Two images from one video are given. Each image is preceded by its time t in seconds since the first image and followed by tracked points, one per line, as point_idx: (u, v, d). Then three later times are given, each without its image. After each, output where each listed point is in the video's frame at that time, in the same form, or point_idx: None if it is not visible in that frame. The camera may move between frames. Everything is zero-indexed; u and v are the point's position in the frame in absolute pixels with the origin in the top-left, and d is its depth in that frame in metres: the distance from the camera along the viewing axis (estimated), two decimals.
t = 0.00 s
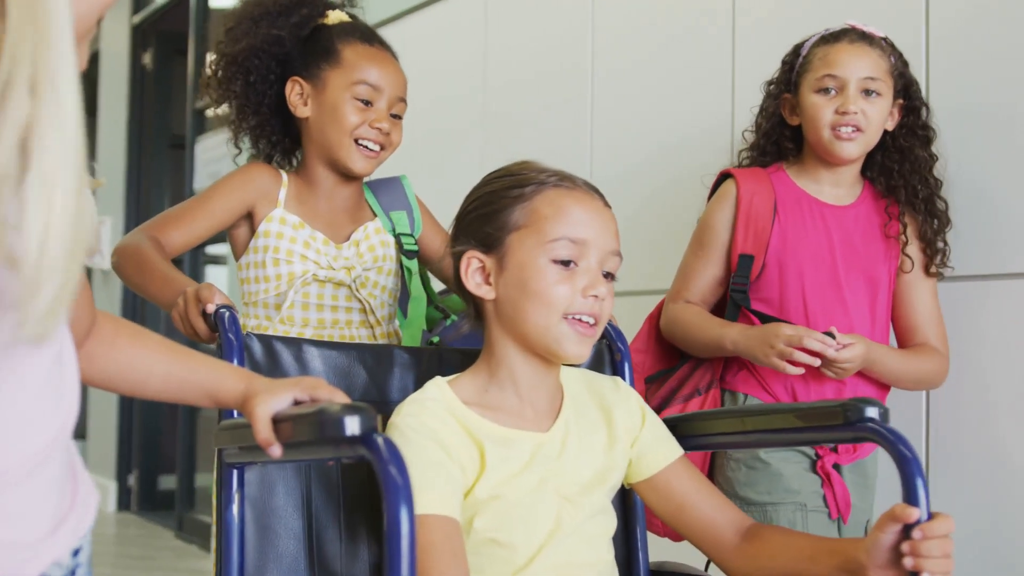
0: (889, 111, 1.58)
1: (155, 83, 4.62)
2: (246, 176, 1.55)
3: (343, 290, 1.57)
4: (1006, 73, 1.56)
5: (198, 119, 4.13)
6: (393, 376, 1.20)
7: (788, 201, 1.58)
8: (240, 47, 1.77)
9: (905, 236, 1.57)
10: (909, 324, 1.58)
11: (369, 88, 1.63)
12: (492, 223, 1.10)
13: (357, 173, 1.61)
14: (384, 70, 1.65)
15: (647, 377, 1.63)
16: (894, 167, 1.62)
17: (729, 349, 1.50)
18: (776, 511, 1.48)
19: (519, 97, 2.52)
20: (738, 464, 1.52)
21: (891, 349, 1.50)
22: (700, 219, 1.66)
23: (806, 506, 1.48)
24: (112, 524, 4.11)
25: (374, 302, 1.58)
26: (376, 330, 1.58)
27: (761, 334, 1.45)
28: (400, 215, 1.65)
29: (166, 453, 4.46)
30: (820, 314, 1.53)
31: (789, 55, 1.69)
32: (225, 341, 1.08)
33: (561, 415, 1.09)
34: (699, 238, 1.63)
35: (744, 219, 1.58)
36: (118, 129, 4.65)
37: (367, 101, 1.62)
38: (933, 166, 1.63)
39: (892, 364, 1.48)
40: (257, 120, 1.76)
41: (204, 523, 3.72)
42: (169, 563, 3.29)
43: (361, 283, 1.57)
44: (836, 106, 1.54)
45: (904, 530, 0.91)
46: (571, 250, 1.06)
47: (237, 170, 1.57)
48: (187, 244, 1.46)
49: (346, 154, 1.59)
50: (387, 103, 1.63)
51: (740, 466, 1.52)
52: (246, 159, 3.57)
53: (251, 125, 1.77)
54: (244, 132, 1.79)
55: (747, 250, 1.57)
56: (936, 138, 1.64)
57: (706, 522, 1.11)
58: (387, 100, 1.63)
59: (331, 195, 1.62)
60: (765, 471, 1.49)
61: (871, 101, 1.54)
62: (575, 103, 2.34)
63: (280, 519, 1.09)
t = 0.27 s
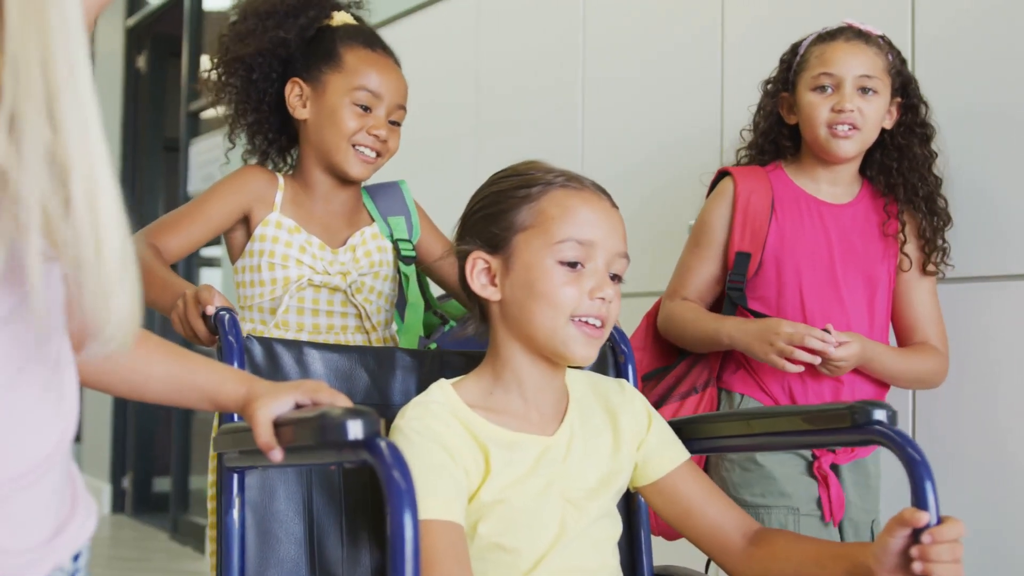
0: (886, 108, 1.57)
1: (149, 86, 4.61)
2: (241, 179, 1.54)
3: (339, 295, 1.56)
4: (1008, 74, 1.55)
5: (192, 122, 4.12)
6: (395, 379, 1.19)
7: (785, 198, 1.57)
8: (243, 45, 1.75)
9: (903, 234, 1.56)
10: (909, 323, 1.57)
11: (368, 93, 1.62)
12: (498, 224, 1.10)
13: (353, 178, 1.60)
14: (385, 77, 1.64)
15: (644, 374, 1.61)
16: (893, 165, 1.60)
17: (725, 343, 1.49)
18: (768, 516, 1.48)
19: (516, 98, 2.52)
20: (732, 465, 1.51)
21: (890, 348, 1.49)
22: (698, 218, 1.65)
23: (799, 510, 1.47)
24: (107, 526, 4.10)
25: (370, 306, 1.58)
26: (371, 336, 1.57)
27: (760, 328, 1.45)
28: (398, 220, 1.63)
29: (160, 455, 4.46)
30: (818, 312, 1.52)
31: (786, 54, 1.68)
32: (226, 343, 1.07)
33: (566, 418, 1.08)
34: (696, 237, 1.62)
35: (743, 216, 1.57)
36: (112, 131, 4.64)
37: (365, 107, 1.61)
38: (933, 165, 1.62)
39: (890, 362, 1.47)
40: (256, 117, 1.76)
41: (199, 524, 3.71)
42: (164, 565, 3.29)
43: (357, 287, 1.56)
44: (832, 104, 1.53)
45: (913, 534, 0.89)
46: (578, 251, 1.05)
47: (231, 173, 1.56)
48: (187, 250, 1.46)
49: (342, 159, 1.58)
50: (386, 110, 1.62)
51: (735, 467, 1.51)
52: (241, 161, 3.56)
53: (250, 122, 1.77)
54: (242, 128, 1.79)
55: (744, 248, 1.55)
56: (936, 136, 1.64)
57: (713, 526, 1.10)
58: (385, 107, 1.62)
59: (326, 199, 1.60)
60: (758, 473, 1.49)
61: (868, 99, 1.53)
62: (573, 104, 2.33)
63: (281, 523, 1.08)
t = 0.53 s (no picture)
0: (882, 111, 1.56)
1: (140, 88, 4.60)
2: (236, 183, 1.53)
3: (334, 298, 1.55)
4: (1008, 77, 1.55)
5: (184, 124, 4.12)
6: (396, 383, 1.18)
7: (781, 200, 1.56)
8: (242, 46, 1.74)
9: (898, 238, 1.55)
10: (903, 327, 1.55)
11: (363, 96, 1.60)
12: (503, 226, 1.09)
13: (348, 180, 1.58)
14: (381, 79, 1.63)
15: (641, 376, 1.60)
16: (888, 168, 1.60)
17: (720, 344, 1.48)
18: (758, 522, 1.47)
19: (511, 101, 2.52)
20: (723, 468, 1.51)
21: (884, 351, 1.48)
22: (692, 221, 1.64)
23: (786, 518, 1.47)
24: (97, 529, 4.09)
25: (365, 309, 1.57)
26: (366, 340, 1.56)
27: (755, 328, 1.44)
28: (395, 224, 1.62)
29: (150, 457, 4.45)
30: (812, 315, 1.51)
31: (783, 57, 1.67)
32: (225, 346, 1.06)
33: (570, 422, 1.07)
34: (691, 239, 1.61)
35: (738, 219, 1.56)
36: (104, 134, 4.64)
37: (360, 109, 1.60)
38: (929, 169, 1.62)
39: (884, 364, 1.46)
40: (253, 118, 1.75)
41: (190, 526, 3.70)
42: (154, 567, 3.27)
43: (353, 290, 1.55)
44: (827, 106, 1.53)
45: (921, 540, 0.88)
46: (584, 256, 1.04)
47: (226, 176, 1.54)
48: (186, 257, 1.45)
49: (337, 160, 1.57)
50: (382, 112, 1.61)
51: (725, 471, 1.51)
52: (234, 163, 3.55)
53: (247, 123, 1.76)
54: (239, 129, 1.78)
55: (739, 250, 1.55)
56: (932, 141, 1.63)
57: (718, 531, 1.09)
58: (381, 108, 1.61)
59: (322, 202, 1.60)
60: (749, 477, 1.48)
61: (863, 101, 1.53)
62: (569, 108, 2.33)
63: (280, 529, 1.06)
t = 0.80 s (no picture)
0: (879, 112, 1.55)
1: (133, 89, 4.60)
2: (231, 182, 1.52)
3: (331, 296, 1.54)
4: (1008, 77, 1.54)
5: (176, 125, 4.11)
6: (396, 383, 1.17)
7: (777, 202, 1.55)
8: (236, 44, 1.74)
9: (892, 240, 1.55)
10: (896, 328, 1.55)
11: (357, 95, 1.59)
12: (507, 226, 1.08)
13: (342, 180, 1.58)
14: (376, 77, 1.61)
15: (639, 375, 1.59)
16: (883, 169, 1.60)
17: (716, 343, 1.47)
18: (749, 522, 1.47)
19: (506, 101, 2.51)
20: (718, 469, 1.51)
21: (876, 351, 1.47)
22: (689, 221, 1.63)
23: (779, 519, 1.46)
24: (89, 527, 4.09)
25: (362, 307, 1.56)
26: (363, 339, 1.56)
27: (752, 328, 1.43)
28: (391, 224, 1.61)
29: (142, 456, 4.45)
30: (807, 315, 1.50)
31: (781, 57, 1.66)
32: (224, 346, 1.06)
33: (572, 423, 1.06)
34: (687, 239, 1.60)
35: (733, 221, 1.56)
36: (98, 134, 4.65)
37: (354, 108, 1.59)
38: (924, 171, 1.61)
39: (877, 364, 1.46)
40: (248, 117, 1.74)
41: (181, 526, 3.70)
42: (144, 566, 3.27)
43: (350, 289, 1.54)
44: (823, 107, 1.52)
45: (926, 543, 0.88)
46: (589, 257, 1.03)
47: (221, 176, 1.53)
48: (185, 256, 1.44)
49: (331, 160, 1.57)
50: (376, 111, 1.60)
51: (719, 471, 1.51)
52: (227, 163, 3.54)
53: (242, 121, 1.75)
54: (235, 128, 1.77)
55: (735, 251, 1.54)
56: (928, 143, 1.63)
57: (721, 532, 1.08)
58: (376, 107, 1.60)
59: (317, 202, 1.59)
60: (742, 477, 1.48)
61: (859, 101, 1.52)
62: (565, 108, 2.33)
63: (279, 530, 1.06)
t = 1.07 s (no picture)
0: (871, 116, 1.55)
1: (120, 93, 4.59)
2: (219, 187, 1.51)
3: (324, 297, 1.53)
4: (1003, 82, 1.54)
5: (164, 129, 4.10)
6: (393, 387, 1.16)
7: (771, 206, 1.55)
8: (223, 46, 1.73)
9: (883, 245, 1.55)
10: (886, 333, 1.55)
11: (345, 97, 1.58)
12: (508, 229, 1.07)
13: (331, 184, 1.57)
14: (364, 78, 1.60)
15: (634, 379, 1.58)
16: (876, 175, 1.58)
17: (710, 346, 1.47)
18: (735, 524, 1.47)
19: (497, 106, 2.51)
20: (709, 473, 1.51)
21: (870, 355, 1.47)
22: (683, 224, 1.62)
23: (766, 525, 1.46)
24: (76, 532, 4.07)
25: (354, 309, 1.55)
26: (355, 341, 1.55)
27: (749, 331, 1.42)
28: (382, 227, 1.61)
29: (129, 460, 4.43)
30: (800, 320, 1.50)
31: (776, 62, 1.66)
32: (220, 351, 1.05)
33: (571, 429, 1.05)
34: (680, 242, 1.59)
35: (728, 224, 1.55)
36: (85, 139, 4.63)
37: (341, 112, 1.58)
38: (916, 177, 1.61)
39: (870, 368, 1.45)
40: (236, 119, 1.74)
41: (168, 531, 3.68)
42: (131, 570, 3.25)
43: (342, 289, 1.54)
44: (815, 112, 1.51)
45: (927, 549, 0.87)
46: (590, 262, 1.02)
47: (209, 181, 1.52)
48: (172, 267, 1.44)
49: (321, 164, 1.56)
50: (364, 112, 1.59)
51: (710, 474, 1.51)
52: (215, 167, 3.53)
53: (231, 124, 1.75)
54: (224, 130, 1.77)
55: (729, 255, 1.53)
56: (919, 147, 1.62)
57: (721, 539, 1.08)
58: (364, 108, 1.59)
59: (308, 206, 1.58)
60: (732, 481, 1.48)
61: (851, 106, 1.52)
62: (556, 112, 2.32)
63: (276, 535, 1.05)
